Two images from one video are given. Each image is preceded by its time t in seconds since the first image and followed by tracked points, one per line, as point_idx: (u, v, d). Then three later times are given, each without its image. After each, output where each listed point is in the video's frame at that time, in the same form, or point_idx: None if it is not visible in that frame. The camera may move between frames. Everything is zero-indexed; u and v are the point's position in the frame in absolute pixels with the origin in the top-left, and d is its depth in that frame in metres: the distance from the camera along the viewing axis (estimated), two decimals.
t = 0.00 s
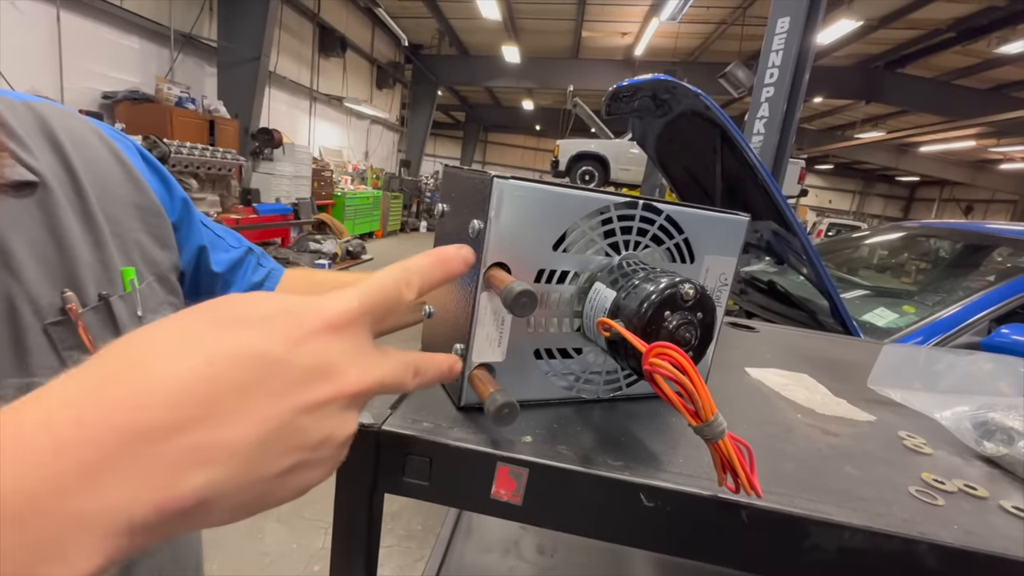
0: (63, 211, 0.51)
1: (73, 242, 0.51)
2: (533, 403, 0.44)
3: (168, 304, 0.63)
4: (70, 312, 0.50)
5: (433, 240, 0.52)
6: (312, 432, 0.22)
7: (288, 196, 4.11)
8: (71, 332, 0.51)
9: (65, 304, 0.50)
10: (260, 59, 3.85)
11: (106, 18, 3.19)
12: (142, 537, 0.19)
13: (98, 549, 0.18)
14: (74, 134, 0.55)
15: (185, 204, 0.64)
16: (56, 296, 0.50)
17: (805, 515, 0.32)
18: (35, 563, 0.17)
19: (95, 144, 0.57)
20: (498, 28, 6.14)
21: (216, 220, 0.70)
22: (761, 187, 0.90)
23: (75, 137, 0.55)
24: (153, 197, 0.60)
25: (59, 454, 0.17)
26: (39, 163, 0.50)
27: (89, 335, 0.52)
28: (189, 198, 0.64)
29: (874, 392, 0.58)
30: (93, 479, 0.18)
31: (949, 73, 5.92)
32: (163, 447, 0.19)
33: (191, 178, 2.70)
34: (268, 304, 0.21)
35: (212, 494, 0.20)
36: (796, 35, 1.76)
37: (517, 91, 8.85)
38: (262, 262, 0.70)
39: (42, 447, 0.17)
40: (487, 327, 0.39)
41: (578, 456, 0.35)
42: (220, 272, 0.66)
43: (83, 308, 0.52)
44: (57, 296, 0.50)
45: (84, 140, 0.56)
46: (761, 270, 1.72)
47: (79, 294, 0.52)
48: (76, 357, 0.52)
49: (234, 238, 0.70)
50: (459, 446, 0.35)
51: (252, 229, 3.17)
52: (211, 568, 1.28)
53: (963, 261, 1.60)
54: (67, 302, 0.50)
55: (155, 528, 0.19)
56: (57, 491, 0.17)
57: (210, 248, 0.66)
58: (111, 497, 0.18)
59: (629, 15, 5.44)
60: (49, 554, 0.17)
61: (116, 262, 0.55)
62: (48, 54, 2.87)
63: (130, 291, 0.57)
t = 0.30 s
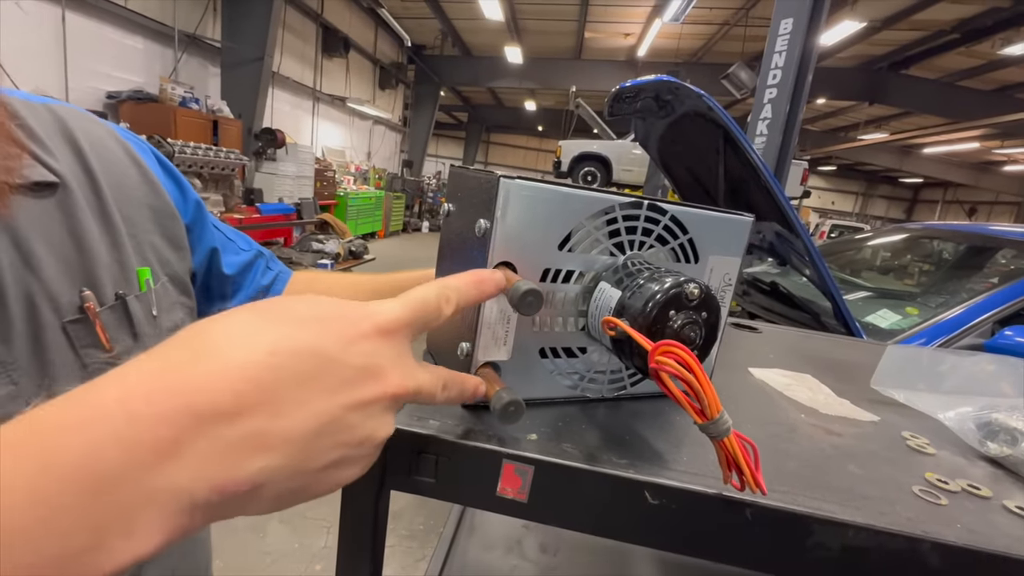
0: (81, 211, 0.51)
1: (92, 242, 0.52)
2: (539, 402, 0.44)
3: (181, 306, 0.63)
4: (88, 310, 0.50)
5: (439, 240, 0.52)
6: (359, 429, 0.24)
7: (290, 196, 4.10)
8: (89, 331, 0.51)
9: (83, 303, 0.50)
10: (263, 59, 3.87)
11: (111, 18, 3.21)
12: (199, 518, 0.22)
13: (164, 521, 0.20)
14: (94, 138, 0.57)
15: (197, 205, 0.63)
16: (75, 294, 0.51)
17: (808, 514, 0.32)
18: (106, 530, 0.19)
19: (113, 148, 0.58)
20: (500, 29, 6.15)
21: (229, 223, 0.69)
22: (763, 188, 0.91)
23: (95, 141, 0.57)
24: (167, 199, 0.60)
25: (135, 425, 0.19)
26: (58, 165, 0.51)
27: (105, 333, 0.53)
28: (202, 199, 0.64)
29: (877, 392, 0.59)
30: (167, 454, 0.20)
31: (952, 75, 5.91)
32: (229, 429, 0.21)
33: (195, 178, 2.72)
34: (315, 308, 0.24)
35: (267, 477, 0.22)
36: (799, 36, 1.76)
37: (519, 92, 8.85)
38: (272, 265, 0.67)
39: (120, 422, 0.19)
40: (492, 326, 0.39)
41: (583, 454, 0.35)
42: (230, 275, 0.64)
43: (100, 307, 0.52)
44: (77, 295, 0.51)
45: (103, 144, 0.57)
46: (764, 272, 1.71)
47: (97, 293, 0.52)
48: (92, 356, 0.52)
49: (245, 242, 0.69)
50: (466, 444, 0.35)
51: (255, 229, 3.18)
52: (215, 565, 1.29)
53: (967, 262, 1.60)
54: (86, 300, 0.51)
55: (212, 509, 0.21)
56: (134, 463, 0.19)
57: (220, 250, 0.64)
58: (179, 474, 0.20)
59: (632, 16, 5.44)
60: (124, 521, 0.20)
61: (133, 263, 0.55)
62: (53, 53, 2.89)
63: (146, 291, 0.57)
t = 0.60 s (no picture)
0: (90, 214, 0.52)
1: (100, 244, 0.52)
2: (539, 402, 0.44)
3: (186, 308, 0.63)
4: (95, 311, 0.51)
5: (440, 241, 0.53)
6: (366, 419, 0.25)
7: (292, 197, 4.11)
8: (96, 332, 0.52)
9: (90, 304, 0.51)
10: (266, 60, 3.88)
11: (115, 19, 3.22)
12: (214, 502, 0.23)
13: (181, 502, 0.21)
14: (102, 140, 0.57)
15: (204, 208, 0.64)
16: (82, 296, 0.51)
17: (807, 513, 0.32)
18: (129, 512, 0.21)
19: (121, 150, 0.58)
20: (502, 30, 6.17)
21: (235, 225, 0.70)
22: (765, 190, 0.91)
23: (103, 143, 0.57)
24: (174, 202, 0.60)
25: (155, 412, 0.20)
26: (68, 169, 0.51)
27: (112, 334, 0.53)
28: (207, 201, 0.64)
29: (878, 394, 0.59)
30: (179, 440, 0.21)
31: (954, 76, 5.90)
32: (242, 416, 0.22)
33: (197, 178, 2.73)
34: (323, 302, 0.25)
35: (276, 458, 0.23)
36: (801, 38, 1.77)
37: (521, 93, 8.86)
38: (276, 267, 0.69)
39: (136, 408, 0.20)
40: (494, 327, 0.39)
41: (583, 453, 0.36)
42: (236, 277, 0.65)
43: (107, 308, 0.53)
44: (83, 297, 0.51)
45: (110, 146, 0.58)
46: (765, 273, 1.71)
47: (104, 295, 0.53)
48: (99, 356, 0.53)
49: (250, 244, 0.70)
50: (467, 443, 0.35)
51: (257, 229, 3.19)
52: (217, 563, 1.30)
53: (969, 264, 1.60)
54: (92, 302, 0.51)
55: (225, 492, 0.22)
56: (147, 448, 0.20)
57: (227, 252, 0.65)
58: (190, 459, 0.21)
59: (634, 17, 5.45)
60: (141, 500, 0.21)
61: (139, 265, 0.56)
62: (57, 54, 2.90)
63: (152, 293, 0.57)
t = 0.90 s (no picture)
0: (101, 218, 0.52)
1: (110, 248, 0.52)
2: (542, 403, 0.45)
3: (194, 311, 0.63)
4: (105, 315, 0.51)
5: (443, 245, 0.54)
6: (353, 413, 0.26)
7: (293, 198, 4.11)
8: (106, 335, 0.52)
9: (101, 307, 0.51)
10: (267, 61, 3.89)
11: (117, 20, 3.23)
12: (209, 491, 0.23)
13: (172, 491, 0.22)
14: (115, 143, 0.58)
15: (215, 214, 0.65)
16: (93, 299, 0.52)
17: (808, 515, 0.33)
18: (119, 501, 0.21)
19: (133, 154, 0.59)
20: (503, 31, 6.18)
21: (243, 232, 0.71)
22: (765, 192, 0.91)
23: (117, 148, 0.58)
24: (185, 208, 0.61)
25: (147, 409, 0.21)
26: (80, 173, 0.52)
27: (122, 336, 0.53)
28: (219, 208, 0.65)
29: (877, 396, 0.59)
30: (168, 436, 0.21)
31: (955, 78, 5.91)
32: (229, 411, 0.22)
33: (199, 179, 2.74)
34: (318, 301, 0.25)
35: (268, 449, 0.23)
36: (802, 40, 1.77)
37: (522, 94, 8.89)
38: (282, 273, 0.71)
39: (128, 405, 0.21)
40: (497, 328, 0.40)
41: (586, 455, 0.36)
42: (245, 283, 0.67)
43: (117, 312, 0.53)
44: (94, 300, 0.52)
45: (124, 150, 0.58)
46: (766, 275, 1.71)
47: (115, 298, 0.53)
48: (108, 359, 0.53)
49: (259, 250, 0.71)
50: (471, 444, 0.36)
51: (259, 230, 3.19)
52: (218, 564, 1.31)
53: (969, 266, 1.61)
54: (103, 305, 0.51)
55: (213, 484, 0.23)
56: (139, 443, 0.21)
57: (236, 258, 0.67)
58: (179, 452, 0.22)
59: (635, 19, 5.45)
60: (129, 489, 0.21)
61: (150, 269, 0.56)
62: (59, 55, 2.91)
63: (162, 297, 0.58)
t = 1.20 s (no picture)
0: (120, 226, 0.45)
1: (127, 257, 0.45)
2: (541, 403, 0.45)
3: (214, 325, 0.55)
4: (121, 325, 0.44)
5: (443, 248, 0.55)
6: None
7: (292, 198, 4.11)
8: (122, 346, 0.44)
9: (116, 317, 0.44)
10: (266, 62, 3.89)
11: (116, 21, 3.23)
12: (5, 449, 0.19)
13: None
14: (135, 148, 0.50)
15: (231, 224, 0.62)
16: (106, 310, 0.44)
17: (804, 513, 0.33)
18: None
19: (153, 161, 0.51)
20: (502, 33, 6.20)
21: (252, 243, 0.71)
22: (764, 193, 0.92)
23: (135, 153, 0.50)
24: (203, 219, 0.53)
25: None
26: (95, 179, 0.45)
27: (136, 348, 0.45)
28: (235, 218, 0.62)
29: (873, 396, 0.60)
30: None
31: (953, 80, 5.92)
32: None
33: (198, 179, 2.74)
34: None
35: None
36: (800, 41, 1.78)
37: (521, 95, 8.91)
38: (291, 283, 0.71)
39: None
40: (497, 328, 0.40)
41: (585, 454, 0.37)
42: (257, 292, 0.66)
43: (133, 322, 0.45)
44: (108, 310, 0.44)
45: (142, 156, 0.50)
46: (764, 276, 1.71)
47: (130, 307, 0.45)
48: (121, 371, 0.45)
49: (267, 261, 0.71)
50: (471, 443, 0.36)
51: (255, 231, 3.14)
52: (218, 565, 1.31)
53: (968, 267, 1.61)
54: (119, 314, 0.44)
55: None
56: None
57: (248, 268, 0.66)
58: None
59: (634, 20, 5.47)
60: None
61: (165, 278, 0.49)
62: (58, 55, 2.92)
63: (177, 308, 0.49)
